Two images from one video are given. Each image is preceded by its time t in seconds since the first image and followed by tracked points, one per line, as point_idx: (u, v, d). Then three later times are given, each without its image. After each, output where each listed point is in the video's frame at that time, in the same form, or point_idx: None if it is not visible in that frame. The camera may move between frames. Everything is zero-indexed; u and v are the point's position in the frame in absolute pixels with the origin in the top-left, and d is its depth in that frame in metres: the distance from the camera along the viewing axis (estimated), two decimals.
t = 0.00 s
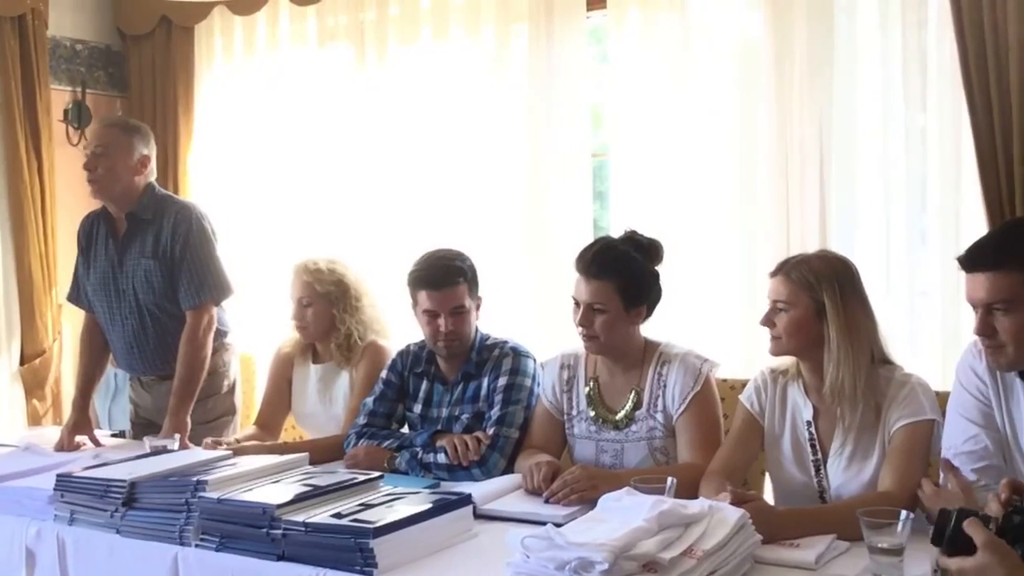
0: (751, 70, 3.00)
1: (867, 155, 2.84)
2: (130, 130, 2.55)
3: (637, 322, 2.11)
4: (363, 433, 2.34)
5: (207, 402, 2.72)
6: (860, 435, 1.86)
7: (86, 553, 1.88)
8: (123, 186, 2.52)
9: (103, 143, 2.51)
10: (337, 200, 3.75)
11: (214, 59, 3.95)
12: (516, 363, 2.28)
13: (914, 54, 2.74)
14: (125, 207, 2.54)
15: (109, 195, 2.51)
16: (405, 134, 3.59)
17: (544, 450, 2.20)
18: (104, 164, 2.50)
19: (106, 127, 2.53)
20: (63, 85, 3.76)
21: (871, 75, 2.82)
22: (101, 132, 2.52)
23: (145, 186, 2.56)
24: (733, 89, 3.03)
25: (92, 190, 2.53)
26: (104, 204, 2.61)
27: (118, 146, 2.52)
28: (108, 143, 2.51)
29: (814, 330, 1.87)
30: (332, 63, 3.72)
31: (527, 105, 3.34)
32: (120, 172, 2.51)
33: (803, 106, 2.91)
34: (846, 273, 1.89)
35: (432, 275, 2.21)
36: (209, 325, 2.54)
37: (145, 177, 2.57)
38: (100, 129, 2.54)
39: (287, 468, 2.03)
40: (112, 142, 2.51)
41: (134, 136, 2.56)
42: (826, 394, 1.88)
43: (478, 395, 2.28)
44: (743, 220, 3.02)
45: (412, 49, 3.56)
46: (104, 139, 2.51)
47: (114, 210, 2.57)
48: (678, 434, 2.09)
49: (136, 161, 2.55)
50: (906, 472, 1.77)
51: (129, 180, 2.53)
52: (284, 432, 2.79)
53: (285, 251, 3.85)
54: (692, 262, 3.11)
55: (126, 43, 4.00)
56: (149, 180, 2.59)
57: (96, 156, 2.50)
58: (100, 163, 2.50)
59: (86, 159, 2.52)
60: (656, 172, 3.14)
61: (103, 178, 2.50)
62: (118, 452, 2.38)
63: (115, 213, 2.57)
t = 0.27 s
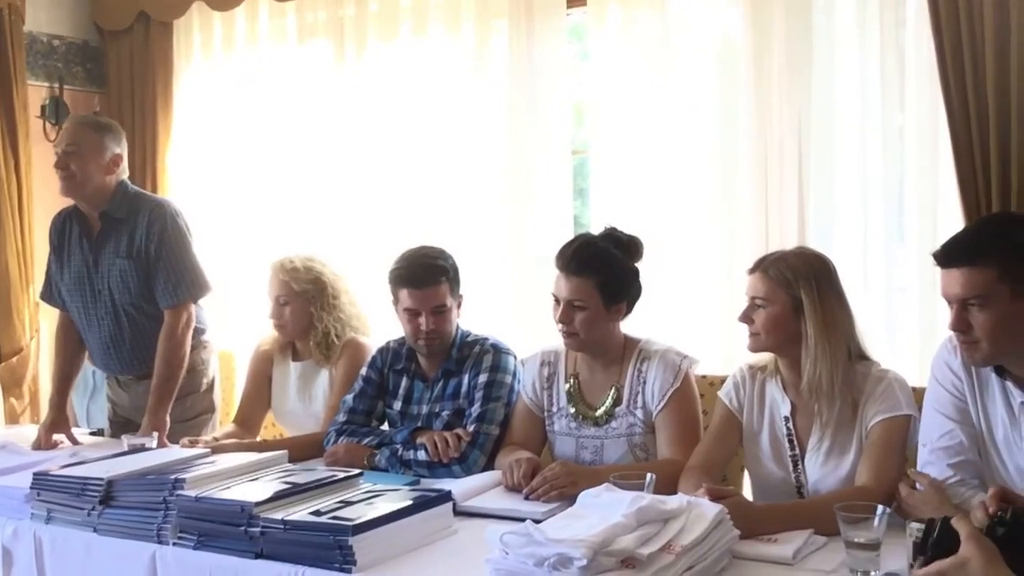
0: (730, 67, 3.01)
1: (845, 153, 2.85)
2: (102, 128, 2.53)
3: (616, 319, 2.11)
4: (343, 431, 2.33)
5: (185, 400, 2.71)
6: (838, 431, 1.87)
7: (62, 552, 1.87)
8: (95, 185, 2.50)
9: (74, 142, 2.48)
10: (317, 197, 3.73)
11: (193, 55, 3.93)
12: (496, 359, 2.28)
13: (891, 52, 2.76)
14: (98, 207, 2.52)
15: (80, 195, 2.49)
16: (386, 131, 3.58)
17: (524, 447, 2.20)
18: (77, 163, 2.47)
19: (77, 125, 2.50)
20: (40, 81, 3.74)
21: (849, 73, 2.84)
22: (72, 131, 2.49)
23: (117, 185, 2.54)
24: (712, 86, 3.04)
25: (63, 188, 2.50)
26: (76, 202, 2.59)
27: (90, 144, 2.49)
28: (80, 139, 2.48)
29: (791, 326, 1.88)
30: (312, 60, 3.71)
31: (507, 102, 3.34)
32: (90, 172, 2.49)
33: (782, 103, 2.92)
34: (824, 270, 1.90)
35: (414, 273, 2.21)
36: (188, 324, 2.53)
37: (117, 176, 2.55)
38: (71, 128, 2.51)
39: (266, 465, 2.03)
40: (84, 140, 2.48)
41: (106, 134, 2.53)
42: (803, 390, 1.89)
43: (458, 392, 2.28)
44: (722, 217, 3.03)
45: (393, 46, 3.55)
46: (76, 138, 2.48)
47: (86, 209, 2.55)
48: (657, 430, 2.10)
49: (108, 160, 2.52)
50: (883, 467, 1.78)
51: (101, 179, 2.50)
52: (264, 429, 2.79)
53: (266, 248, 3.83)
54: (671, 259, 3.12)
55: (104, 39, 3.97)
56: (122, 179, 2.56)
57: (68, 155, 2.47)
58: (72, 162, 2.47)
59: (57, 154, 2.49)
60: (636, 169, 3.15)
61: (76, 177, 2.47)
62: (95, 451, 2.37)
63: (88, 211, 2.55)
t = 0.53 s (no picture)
0: (719, 64, 3.01)
1: (834, 149, 2.86)
2: (91, 125, 2.51)
3: (606, 316, 2.11)
4: (334, 429, 2.33)
5: (175, 399, 2.70)
6: (827, 427, 1.88)
7: (52, 552, 1.87)
8: (85, 183, 2.49)
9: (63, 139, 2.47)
10: (306, 195, 3.73)
11: (182, 52, 3.92)
12: (486, 357, 2.28)
13: (879, 48, 2.77)
14: (87, 205, 2.51)
15: (70, 193, 2.48)
16: (376, 128, 3.57)
17: (515, 444, 2.20)
18: (67, 160, 2.46)
19: (65, 123, 2.49)
20: (28, 79, 3.72)
21: (838, 70, 2.84)
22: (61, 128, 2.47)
23: (107, 183, 2.53)
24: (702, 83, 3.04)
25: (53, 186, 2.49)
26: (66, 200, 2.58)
27: (80, 142, 2.48)
28: (70, 136, 2.47)
29: (781, 322, 1.88)
30: (301, 57, 3.70)
31: (497, 99, 3.34)
32: (80, 169, 2.48)
33: (772, 100, 2.93)
34: (812, 266, 1.91)
35: (405, 272, 2.20)
36: (178, 321, 2.53)
37: (106, 173, 2.54)
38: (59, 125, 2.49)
39: (256, 464, 2.03)
40: (74, 138, 2.47)
41: (95, 131, 2.52)
42: (792, 385, 1.89)
43: (449, 389, 2.28)
44: (711, 213, 3.04)
45: (382, 43, 3.55)
46: (66, 135, 2.47)
47: (75, 207, 2.54)
48: (647, 427, 2.10)
49: (98, 157, 2.51)
50: (872, 462, 1.79)
51: (91, 176, 2.50)
52: (254, 427, 2.79)
53: (256, 246, 3.83)
54: (661, 256, 3.13)
55: (92, 37, 3.95)
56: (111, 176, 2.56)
57: (58, 152, 2.46)
58: (62, 160, 2.46)
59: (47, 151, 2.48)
60: (626, 166, 3.15)
61: (66, 175, 2.46)
62: (85, 450, 2.36)
63: (77, 209, 2.54)
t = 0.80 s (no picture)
0: (727, 61, 3.01)
1: (841, 147, 2.86)
2: (108, 120, 2.54)
3: (612, 313, 2.12)
4: (342, 425, 2.34)
5: (185, 395, 2.72)
6: (832, 424, 1.88)
7: (63, 547, 1.88)
8: (101, 178, 2.51)
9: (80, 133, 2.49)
10: (315, 193, 3.74)
11: (191, 50, 3.93)
12: (493, 354, 2.29)
13: (887, 46, 2.76)
14: (102, 200, 2.54)
15: (86, 188, 2.51)
16: (384, 125, 3.58)
17: (522, 441, 2.21)
18: (83, 155, 2.49)
19: (82, 117, 2.52)
20: (39, 76, 3.74)
21: (845, 68, 2.84)
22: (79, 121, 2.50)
23: (123, 179, 2.56)
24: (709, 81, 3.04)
25: (70, 179, 2.51)
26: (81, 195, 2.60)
27: (97, 137, 2.50)
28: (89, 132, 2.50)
29: (786, 320, 1.89)
30: (310, 55, 3.71)
31: (504, 97, 3.34)
32: (97, 164, 2.50)
33: (779, 98, 2.93)
34: (818, 263, 1.91)
35: (412, 270, 2.22)
36: (188, 318, 2.54)
37: (122, 169, 2.56)
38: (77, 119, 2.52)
39: (264, 460, 2.04)
40: (90, 132, 2.49)
41: (112, 126, 2.54)
42: (798, 383, 1.90)
43: (456, 386, 2.29)
44: (718, 211, 3.04)
45: (390, 40, 3.56)
46: (82, 129, 2.49)
47: (91, 202, 2.56)
48: (653, 424, 2.11)
49: (114, 152, 2.54)
50: (877, 460, 1.79)
51: (107, 171, 2.52)
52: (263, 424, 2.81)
53: (265, 243, 3.84)
54: (667, 254, 3.13)
55: (103, 34, 3.97)
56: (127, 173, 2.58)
57: (75, 146, 2.49)
58: (79, 154, 2.48)
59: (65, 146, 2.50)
60: (633, 164, 3.15)
61: (82, 170, 2.49)
62: (96, 446, 2.38)
63: (93, 205, 2.56)
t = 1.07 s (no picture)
0: (743, 53, 3.00)
1: (859, 138, 2.84)
2: (129, 114, 2.56)
3: (628, 306, 2.12)
4: (358, 418, 2.35)
5: (203, 387, 2.73)
6: (849, 417, 1.88)
7: (83, 539, 1.90)
8: (122, 171, 2.53)
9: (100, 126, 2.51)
10: (331, 186, 3.75)
11: (207, 44, 3.95)
12: (509, 347, 2.29)
13: (905, 37, 2.74)
14: (123, 192, 2.55)
15: (107, 180, 2.52)
16: (400, 119, 3.58)
17: (537, 433, 2.21)
18: (104, 148, 2.50)
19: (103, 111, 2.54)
20: (57, 71, 3.76)
21: (863, 59, 2.82)
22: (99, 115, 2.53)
23: (143, 172, 2.57)
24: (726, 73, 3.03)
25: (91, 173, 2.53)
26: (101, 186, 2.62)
27: (117, 130, 2.52)
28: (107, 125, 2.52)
29: (804, 312, 1.88)
30: (325, 48, 3.72)
31: (520, 90, 3.34)
32: (117, 157, 2.52)
33: (796, 90, 2.91)
34: (835, 255, 1.90)
35: (429, 265, 2.21)
36: (204, 310, 2.56)
37: (143, 162, 2.57)
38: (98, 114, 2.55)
39: (280, 452, 2.05)
40: (111, 126, 2.52)
41: (132, 120, 2.56)
42: (815, 375, 1.89)
43: (472, 379, 2.29)
44: (735, 203, 3.03)
45: (406, 33, 3.56)
46: (103, 123, 2.52)
47: (112, 195, 2.57)
48: (670, 417, 2.10)
49: (135, 146, 2.55)
50: (895, 452, 1.78)
51: (128, 164, 2.53)
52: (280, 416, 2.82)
53: (281, 237, 3.85)
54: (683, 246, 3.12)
55: (120, 29, 3.99)
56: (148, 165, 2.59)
57: (95, 139, 2.51)
58: (100, 147, 2.50)
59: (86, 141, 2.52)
60: (649, 156, 3.14)
61: (103, 163, 2.50)
62: (115, 438, 2.40)
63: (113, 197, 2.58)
